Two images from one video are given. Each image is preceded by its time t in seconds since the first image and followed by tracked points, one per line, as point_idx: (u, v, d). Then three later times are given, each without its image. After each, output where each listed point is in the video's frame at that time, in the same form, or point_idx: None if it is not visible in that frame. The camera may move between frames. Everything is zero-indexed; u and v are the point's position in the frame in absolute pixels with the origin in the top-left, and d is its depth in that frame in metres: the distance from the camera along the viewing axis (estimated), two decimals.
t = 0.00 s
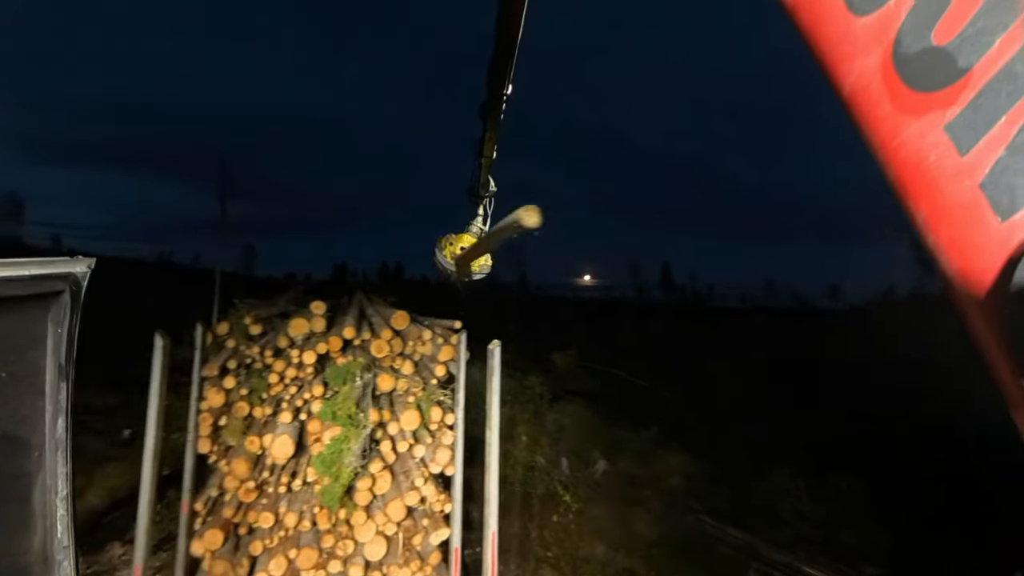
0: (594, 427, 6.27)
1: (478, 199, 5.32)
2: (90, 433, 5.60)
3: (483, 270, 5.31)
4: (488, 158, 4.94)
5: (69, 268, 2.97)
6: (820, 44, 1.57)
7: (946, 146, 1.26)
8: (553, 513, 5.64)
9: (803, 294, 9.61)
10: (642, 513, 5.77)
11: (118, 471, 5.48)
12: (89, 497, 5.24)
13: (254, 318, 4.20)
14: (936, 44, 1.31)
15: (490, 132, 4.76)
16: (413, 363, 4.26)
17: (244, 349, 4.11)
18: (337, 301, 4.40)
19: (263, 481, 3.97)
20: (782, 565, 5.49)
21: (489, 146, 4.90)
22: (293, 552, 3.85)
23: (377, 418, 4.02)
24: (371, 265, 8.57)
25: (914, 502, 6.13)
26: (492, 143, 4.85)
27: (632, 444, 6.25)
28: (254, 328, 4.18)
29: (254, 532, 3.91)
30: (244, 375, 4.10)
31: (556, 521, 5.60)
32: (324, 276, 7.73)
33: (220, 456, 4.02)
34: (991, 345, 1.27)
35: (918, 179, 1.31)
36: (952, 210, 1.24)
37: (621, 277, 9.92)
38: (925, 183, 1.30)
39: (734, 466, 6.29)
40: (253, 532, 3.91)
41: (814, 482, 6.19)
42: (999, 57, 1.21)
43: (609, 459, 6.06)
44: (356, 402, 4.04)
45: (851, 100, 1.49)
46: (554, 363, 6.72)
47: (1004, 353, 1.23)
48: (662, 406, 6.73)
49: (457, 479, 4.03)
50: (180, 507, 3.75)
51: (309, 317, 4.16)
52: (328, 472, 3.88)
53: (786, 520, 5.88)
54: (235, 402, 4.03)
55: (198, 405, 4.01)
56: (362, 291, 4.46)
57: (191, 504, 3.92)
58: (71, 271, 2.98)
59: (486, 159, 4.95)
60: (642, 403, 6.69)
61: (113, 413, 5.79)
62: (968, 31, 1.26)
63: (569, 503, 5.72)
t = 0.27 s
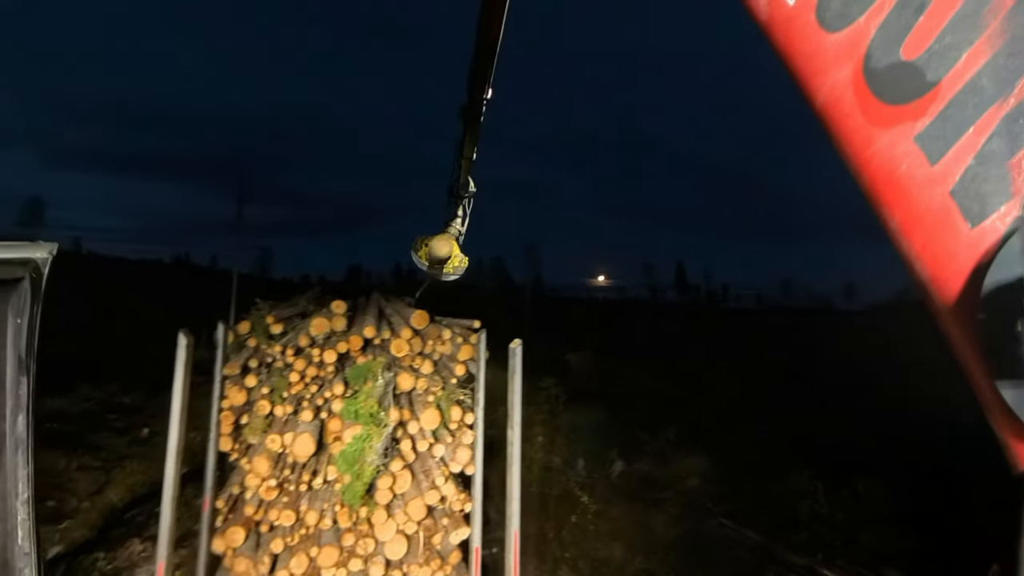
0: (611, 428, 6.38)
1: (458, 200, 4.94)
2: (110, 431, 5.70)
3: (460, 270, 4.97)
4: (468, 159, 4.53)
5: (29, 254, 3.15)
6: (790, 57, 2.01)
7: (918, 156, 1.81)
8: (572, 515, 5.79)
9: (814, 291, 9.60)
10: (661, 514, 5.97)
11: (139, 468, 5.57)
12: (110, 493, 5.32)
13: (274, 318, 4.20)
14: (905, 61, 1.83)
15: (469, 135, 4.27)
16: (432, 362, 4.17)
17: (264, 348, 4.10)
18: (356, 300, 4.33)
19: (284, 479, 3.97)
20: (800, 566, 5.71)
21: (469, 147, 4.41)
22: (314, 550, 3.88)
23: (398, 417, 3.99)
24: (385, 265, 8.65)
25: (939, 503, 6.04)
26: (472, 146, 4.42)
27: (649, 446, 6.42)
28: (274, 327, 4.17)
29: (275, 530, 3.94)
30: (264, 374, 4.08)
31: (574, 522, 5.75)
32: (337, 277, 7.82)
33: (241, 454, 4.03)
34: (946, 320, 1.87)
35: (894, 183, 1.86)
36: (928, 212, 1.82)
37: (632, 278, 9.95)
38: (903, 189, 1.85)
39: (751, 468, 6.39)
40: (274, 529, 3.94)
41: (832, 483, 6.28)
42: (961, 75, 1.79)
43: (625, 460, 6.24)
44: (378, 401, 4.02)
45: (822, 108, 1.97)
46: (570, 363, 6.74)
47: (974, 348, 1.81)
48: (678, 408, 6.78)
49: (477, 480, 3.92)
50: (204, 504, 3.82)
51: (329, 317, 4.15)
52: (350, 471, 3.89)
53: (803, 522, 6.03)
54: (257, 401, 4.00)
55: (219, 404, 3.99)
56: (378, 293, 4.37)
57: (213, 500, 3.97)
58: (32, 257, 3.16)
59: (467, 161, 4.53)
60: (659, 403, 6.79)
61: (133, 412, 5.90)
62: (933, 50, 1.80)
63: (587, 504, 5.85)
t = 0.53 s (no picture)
0: (625, 432, 6.65)
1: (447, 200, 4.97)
2: (131, 429, 5.88)
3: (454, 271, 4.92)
4: (456, 161, 4.53)
5: None
6: (770, 71, 1.61)
7: (899, 164, 1.34)
8: (589, 515, 5.56)
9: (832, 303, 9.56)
10: (679, 516, 5.68)
11: (158, 467, 5.62)
12: (130, 490, 5.28)
13: (294, 316, 3.97)
14: (885, 70, 1.37)
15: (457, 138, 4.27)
16: (451, 361, 3.96)
17: (284, 346, 3.85)
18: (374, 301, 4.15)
19: (303, 477, 3.72)
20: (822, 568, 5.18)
21: (457, 150, 4.41)
22: (333, 549, 3.59)
23: (418, 416, 3.71)
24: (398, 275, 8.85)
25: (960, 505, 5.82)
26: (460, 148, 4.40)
27: (665, 447, 6.54)
28: (294, 325, 3.93)
29: (295, 527, 3.68)
30: (283, 372, 3.82)
31: (591, 522, 5.49)
32: (359, 288, 8.10)
33: (261, 452, 3.78)
34: (937, 341, 1.36)
35: (873, 196, 1.39)
36: (905, 224, 1.33)
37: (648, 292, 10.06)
38: (880, 201, 1.38)
39: (766, 473, 6.36)
40: (294, 526, 3.69)
41: (852, 486, 6.05)
42: (947, 76, 1.29)
43: (642, 462, 6.31)
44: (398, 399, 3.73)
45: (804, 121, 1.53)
46: (586, 365, 7.54)
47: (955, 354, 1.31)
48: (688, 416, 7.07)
49: (497, 479, 3.66)
50: (223, 501, 3.51)
51: (350, 315, 3.92)
52: (370, 469, 3.56)
53: (823, 525, 5.67)
54: (276, 399, 3.75)
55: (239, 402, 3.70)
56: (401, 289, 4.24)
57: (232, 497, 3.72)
58: None
59: (455, 163, 4.51)
60: (668, 412, 7.09)
61: (152, 413, 6.19)
62: (912, 60, 1.33)
63: (605, 503, 5.72)
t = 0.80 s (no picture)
0: (640, 433, 6.71)
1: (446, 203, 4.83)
2: (148, 428, 5.94)
3: (462, 271, 4.67)
4: (455, 164, 4.39)
5: None
6: (763, 85, 1.38)
7: (889, 171, 1.08)
8: (605, 516, 5.49)
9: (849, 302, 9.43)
10: (697, 517, 5.61)
11: (174, 465, 5.65)
12: (147, 487, 5.31)
13: (310, 315, 3.99)
14: (874, 82, 1.14)
15: (456, 142, 4.14)
16: (467, 360, 3.97)
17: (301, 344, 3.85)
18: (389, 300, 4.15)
19: (319, 475, 3.73)
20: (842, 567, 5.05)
21: (456, 154, 4.27)
22: (350, 548, 3.60)
23: (435, 415, 3.72)
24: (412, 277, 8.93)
25: (984, 507, 5.68)
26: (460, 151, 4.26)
27: (682, 450, 6.50)
28: (310, 323, 3.95)
29: (312, 526, 3.70)
30: (300, 370, 3.84)
31: (608, 523, 5.42)
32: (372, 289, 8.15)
33: (277, 450, 3.82)
34: (945, 364, 1.02)
35: (864, 208, 1.12)
36: (900, 231, 1.05)
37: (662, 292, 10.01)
38: (867, 214, 1.11)
39: (784, 476, 6.26)
40: (311, 524, 3.71)
41: (871, 489, 5.96)
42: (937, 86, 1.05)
43: (658, 463, 6.29)
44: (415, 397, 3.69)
45: (794, 135, 1.30)
46: (601, 365, 7.75)
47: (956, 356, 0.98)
48: (701, 418, 7.06)
49: (514, 479, 3.72)
50: (240, 499, 3.50)
51: (366, 313, 3.91)
52: (387, 469, 3.53)
53: (842, 529, 5.52)
54: (292, 397, 3.75)
55: (256, 400, 3.70)
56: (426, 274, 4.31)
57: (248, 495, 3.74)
58: None
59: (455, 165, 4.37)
60: (683, 415, 7.05)
61: (169, 412, 6.26)
62: (901, 71, 1.10)
63: (623, 505, 5.66)
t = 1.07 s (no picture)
0: (656, 435, 6.69)
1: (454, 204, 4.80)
2: (166, 426, 6.01)
3: (473, 271, 4.69)
4: (462, 167, 4.36)
5: None
6: (763, 96, 1.16)
7: (893, 175, 0.92)
8: (622, 518, 5.49)
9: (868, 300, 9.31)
10: (714, 519, 5.59)
11: (191, 463, 5.73)
12: (164, 484, 5.39)
13: (325, 314, 4.01)
14: (876, 86, 0.97)
15: (462, 145, 4.10)
16: (482, 358, 3.97)
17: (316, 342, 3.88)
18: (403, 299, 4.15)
19: (335, 474, 3.76)
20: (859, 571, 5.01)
21: (462, 157, 4.23)
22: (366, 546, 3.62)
23: (450, 413, 3.72)
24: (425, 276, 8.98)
25: (1002, 512, 5.62)
26: (466, 155, 4.23)
27: (699, 451, 6.47)
28: (325, 322, 3.97)
29: (328, 524, 3.72)
30: (316, 368, 3.87)
31: (624, 524, 5.42)
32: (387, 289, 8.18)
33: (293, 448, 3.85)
34: (954, 365, 0.86)
35: (867, 212, 0.95)
36: (907, 234, 0.89)
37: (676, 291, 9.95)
38: (874, 217, 0.94)
39: (800, 478, 6.20)
40: (326, 522, 3.72)
41: (889, 491, 5.88)
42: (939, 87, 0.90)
43: (674, 464, 6.27)
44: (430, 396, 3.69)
45: (799, 146, 1.07)
46: (616, 367, 7.73)
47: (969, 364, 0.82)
48: (717, 417, 7.03)
49: (530, 479, 3.69)
50: (256, 497, 3.53)
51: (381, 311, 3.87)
52: (402, 467, 3.54)
53: (860, 532, 5.47)
54: (308, 395, 3.78)
55: (271, 398, 3.74)
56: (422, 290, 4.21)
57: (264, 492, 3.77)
58: None
59: (461, 168, 4.33)
60: (699, 416, 7.00)
61: (185, 410, 6.33)
62: (906, 75, 0.94)
63: (639, 506, 5.65)
